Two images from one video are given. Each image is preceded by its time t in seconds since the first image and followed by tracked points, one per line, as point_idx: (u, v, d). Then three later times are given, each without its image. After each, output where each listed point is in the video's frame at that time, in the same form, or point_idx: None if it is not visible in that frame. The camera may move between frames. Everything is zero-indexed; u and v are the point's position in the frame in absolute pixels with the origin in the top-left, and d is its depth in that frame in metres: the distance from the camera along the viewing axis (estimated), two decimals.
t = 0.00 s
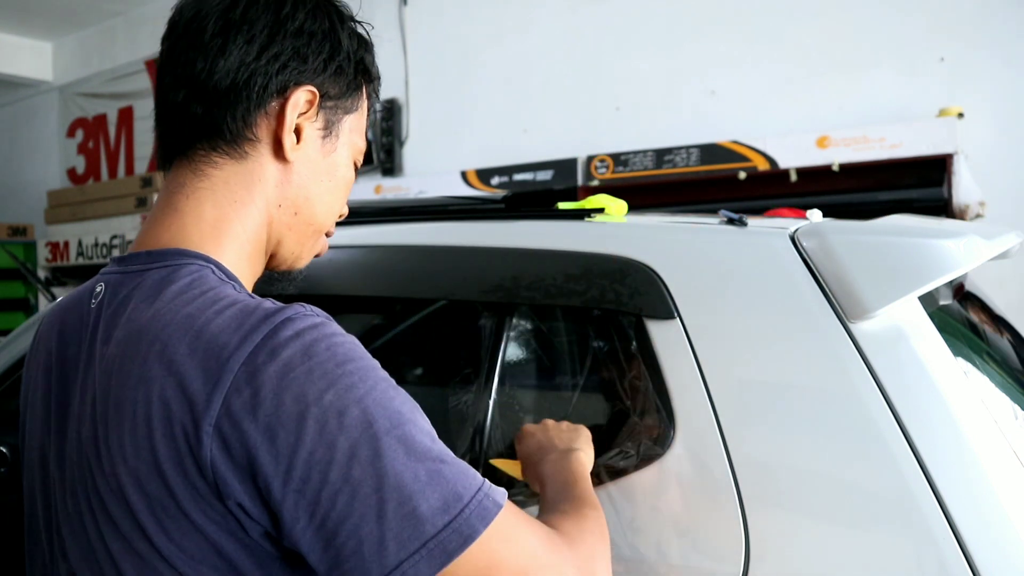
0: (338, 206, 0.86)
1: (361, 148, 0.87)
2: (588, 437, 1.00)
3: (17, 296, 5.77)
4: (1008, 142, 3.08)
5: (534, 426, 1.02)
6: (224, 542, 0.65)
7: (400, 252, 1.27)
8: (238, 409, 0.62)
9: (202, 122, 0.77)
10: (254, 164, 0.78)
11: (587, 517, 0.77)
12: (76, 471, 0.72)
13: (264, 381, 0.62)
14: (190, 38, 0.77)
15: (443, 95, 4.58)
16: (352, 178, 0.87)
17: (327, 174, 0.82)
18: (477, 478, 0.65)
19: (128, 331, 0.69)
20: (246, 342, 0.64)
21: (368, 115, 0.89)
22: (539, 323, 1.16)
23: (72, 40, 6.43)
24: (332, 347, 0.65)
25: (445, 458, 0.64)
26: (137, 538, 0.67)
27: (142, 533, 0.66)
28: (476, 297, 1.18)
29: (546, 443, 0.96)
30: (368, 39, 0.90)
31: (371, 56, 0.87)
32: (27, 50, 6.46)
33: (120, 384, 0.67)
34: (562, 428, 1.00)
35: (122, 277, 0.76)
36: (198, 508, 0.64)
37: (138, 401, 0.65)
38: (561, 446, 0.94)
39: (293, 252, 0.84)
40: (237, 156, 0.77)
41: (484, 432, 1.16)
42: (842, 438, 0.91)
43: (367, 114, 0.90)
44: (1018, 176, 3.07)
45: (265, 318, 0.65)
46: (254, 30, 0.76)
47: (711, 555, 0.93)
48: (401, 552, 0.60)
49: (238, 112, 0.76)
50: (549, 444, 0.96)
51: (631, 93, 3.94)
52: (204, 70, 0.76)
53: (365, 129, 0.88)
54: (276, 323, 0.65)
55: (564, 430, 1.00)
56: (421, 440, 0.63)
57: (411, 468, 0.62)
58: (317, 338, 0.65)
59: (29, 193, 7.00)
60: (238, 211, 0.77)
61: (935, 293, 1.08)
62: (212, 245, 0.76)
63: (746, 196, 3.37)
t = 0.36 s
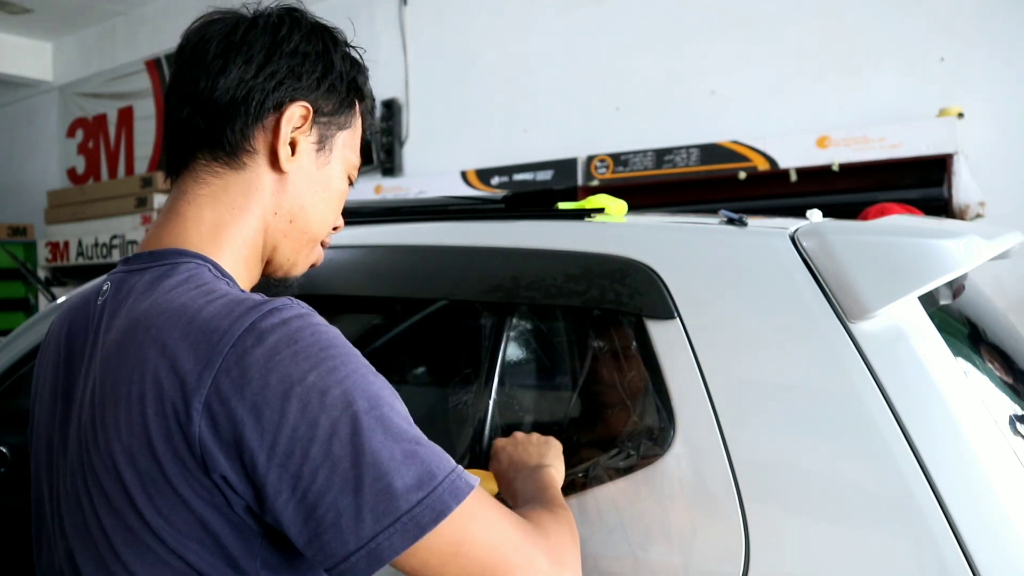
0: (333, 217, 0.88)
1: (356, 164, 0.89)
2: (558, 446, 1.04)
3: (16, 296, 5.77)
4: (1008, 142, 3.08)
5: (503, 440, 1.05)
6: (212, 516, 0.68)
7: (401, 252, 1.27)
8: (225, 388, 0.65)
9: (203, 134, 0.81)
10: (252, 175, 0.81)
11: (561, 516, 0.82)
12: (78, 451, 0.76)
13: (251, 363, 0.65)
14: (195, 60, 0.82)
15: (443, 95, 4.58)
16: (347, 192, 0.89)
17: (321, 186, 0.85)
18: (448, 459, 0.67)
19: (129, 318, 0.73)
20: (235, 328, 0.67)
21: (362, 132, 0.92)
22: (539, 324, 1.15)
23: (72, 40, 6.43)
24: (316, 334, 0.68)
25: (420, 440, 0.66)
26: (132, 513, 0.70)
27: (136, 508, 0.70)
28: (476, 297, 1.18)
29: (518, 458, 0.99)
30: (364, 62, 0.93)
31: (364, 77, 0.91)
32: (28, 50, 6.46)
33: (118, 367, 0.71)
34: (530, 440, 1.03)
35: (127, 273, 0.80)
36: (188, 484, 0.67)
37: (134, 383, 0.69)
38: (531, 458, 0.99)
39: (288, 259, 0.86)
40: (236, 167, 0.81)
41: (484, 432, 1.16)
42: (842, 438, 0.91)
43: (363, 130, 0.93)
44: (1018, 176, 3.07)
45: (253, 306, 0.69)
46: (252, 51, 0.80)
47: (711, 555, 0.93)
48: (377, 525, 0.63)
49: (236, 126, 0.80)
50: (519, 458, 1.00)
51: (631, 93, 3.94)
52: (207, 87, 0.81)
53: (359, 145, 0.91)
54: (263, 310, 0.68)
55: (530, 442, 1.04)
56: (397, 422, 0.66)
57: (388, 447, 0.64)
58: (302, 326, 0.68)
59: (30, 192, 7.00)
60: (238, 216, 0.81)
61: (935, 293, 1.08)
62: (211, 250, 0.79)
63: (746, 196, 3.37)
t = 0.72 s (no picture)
0: (332, 218, 0.88)
1: (355, 165, 0.89)
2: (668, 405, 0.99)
3: (16, 296, 5.77)
4: (1007, 142, 3.09)
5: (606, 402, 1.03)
6: (195, 500, 0.68)
7: (401, 252, 1.27)
8: (200, 371, 0.66)
9: (200, 140, 0.82)
10: (247, 176, 0.82)
11: (613, 489, 0.76)
12: (74, 447, 0.77)
13: (219, 342, 0.67)
14: (192, 69, 0.84)
15: (443, 95, 4.58)
16: (345, 193, 0.89)
17: (318, 186, 0.85)
18: (425, 425, 0.66)
19: (119, 313, 0.75)
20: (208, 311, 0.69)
21: (360, 133, 0.91)
22: (538, 323, 1.15)
23: (72, 40, 6.43)
24: (284, 310, 0.69)
25: (391, 408, 0.65)
26: (121, 502, 0.71)
27: (125, 497, 0.71)
28: (476, 297, 1.18)
29: (614, 422, 0.97)
30: (359, 66, 0.93)
31: (359, 79, 0.90)
32: (28, 50, 6.46)
33: (107, 361, 0.73)
34: (630, 400, 1.00)
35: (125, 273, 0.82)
36: (169, 467, 0.68)
37: (119, 372, 0.71)
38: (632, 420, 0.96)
39: (288, 259, 0.86)
40: (231, 169, 0.82)
41: (483, 432, 1.16)
42: (843, 438, 0.91)
43: (360, 131, 0.92)
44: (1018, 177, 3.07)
45: (230, 293, 0.70)
46: (244, 56, 0.81)
47: (711, 555, 0.93)
48: (341, 495, 0.62)
49: (229, 129, 0.80)
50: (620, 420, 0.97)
51: (631, 93, 3.94)
52: (201, 92, 0.82)
53: (357, 146, 0.90)
54: (239, 295, 0.70)
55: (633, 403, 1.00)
56: (364, 389, 0.65)
57: (351, 413, 0.64)
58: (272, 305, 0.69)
59: (29, 192, 7.00)
60: (234, 216, 0.81)
61: (935, 293, 1.08)
62: (208, 252, 0.80)
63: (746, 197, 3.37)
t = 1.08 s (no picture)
0: (337, 215, 0.87)
1: (362, 158, 0.88)
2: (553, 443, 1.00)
3: (16, 296, 5.77)
4: (1008, 141, 3.09)
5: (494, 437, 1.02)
6: (190, 513, 0.69)
7: (401, 253, 1.27)
8: (204, 385, 0.66)
9: (197, 143, 0.83)
10: (245, 177, 0.82)
11: (554, 529, 0.78)
12: (71, 446, 0.77)
13: (228, 361, 0.66)
14: (188, 71, 0.85)
15: (443, 95, 4.58)
16: (352, 188, 0.88)
17: (319, 184, 0.84)
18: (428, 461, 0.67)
19: (121, 315, 0.75)
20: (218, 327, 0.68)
21: (369, 124, 0.90)
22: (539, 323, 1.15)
23: (72, 40, 6.43)
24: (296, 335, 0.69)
25: (399, 441, 0.67)
26: (114, 506, 0.71)
27: (118, 501, 0.71)
28: (476, 297, 1.18)
29: (506, 455, 0.96)
30: (362, 53, 0.90)
31: (362, 69, 0.88)
32: (28, 50, 6.46)
33: (106, 364, 0.72)
34: (520, 436, 1.01)
35: (128, 274, 0.82)
36: (166, 477, 0.68)
37: (120, 376, 0.71)
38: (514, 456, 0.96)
39: (293, 258, 0.87)
40: (229, 171, 0.82)
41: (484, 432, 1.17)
42: (844, 439, 0.91)
43: (369, 123, 0.90)
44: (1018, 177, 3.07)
45: (237, 307, 0.70)
46: (235, 54, 0.81)
47: (712, 555, 0.93)
48: (353, 525, 0.64)
49: (223, 131, 0.81)
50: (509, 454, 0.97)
51: (631, 93, 3.94)
52: (196, 94, 0.83)
53: (364, 139, 0.88)
54: (247, 311, 0.69)
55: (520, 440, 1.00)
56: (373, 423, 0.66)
57: (364, 449, 0.65)
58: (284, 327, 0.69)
59: (30, 192, 7.00)
60: (238, 219, 0.82)
61: (935, 294, 1.08)
62: (210, 253, 0.82)
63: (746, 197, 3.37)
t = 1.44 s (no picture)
0: (339, 190, 0.88)
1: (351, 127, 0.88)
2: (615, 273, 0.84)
3: (16, 296, 5.77)
4: (1007, 142, 3.09)
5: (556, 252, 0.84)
6: (203, 499, 0.69)
7: (400, 253, 1.27)
8: (209, 370, 0.66)
9: (188, 153, 0.83)
10: (243, 176, 0.83)
11: (588, 436, 0.72)
12: (87, 441, 0.78)
13: (229, 343, 0.66)
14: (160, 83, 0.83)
15: (443, 95, 4.58)
16: (348, 160, 0.88)
17: (317, 166, 0.85)
18: (440, 423, 0.66)
19: (131, 308, 0.75)
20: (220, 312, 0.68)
21: (348, 93, 0.89)
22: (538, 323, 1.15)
23: (72, 40, 6.43)
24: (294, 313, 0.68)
25: (403, 409, 0.65)
26: (128, 497, 0.72)
27: (132, 491, 0.71)
28: (477, 297, 1.18)
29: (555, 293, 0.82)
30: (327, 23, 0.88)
31: (331, 39, 0.86)
32: (28, 50, 6.46)
33: (118, 356, 0.73)
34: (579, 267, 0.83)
35: (142, 274, 0.83)
36: (180, 462, 0.68)
37: (131, 368, 0.71)
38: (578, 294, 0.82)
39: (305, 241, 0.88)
40: (226, 172, 0.83)
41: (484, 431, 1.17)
42: (843, 439, 0.91)
43: (347, 91, 0.89)
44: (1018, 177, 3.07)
45: (238, 293, 0.70)
46: (205, 59, 0.80)
47: (712, 555, 0.93)
48: (355, 500, 0.63)
49: (213, 137, 0.81)
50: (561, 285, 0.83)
51: (631, 93, 3.94)
52: (175, 107, 0.82)
53: (347, 108, 0.88)
54: (250, 295, 0.69)
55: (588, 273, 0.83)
56: (376, 393, 0.65)
57: (367, 418, 0.64)
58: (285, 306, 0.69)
59: (30, 192, 7.01)
60: (243, 216, 0.83)
61: (935, 293, 1.08)
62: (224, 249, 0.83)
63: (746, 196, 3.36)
